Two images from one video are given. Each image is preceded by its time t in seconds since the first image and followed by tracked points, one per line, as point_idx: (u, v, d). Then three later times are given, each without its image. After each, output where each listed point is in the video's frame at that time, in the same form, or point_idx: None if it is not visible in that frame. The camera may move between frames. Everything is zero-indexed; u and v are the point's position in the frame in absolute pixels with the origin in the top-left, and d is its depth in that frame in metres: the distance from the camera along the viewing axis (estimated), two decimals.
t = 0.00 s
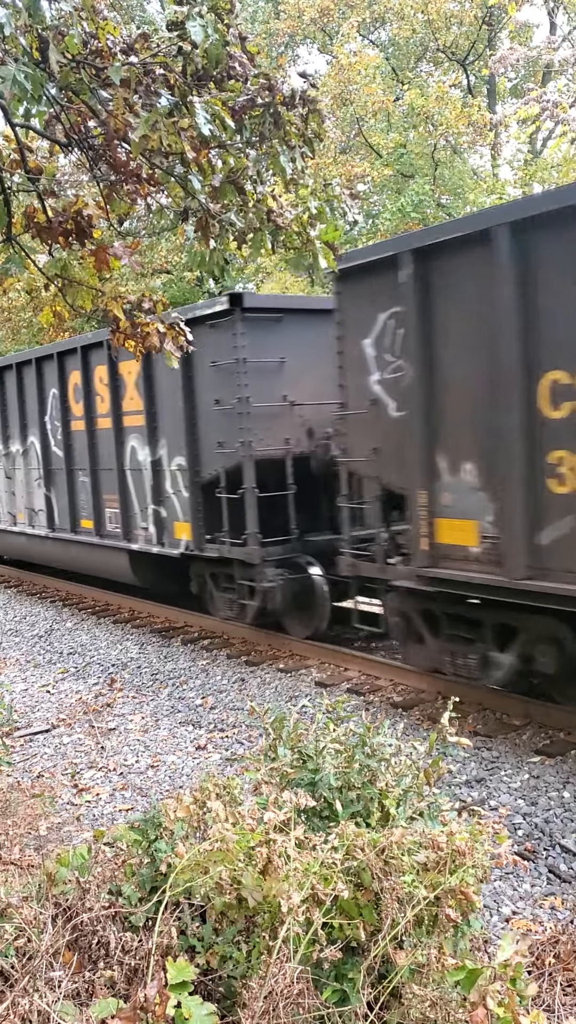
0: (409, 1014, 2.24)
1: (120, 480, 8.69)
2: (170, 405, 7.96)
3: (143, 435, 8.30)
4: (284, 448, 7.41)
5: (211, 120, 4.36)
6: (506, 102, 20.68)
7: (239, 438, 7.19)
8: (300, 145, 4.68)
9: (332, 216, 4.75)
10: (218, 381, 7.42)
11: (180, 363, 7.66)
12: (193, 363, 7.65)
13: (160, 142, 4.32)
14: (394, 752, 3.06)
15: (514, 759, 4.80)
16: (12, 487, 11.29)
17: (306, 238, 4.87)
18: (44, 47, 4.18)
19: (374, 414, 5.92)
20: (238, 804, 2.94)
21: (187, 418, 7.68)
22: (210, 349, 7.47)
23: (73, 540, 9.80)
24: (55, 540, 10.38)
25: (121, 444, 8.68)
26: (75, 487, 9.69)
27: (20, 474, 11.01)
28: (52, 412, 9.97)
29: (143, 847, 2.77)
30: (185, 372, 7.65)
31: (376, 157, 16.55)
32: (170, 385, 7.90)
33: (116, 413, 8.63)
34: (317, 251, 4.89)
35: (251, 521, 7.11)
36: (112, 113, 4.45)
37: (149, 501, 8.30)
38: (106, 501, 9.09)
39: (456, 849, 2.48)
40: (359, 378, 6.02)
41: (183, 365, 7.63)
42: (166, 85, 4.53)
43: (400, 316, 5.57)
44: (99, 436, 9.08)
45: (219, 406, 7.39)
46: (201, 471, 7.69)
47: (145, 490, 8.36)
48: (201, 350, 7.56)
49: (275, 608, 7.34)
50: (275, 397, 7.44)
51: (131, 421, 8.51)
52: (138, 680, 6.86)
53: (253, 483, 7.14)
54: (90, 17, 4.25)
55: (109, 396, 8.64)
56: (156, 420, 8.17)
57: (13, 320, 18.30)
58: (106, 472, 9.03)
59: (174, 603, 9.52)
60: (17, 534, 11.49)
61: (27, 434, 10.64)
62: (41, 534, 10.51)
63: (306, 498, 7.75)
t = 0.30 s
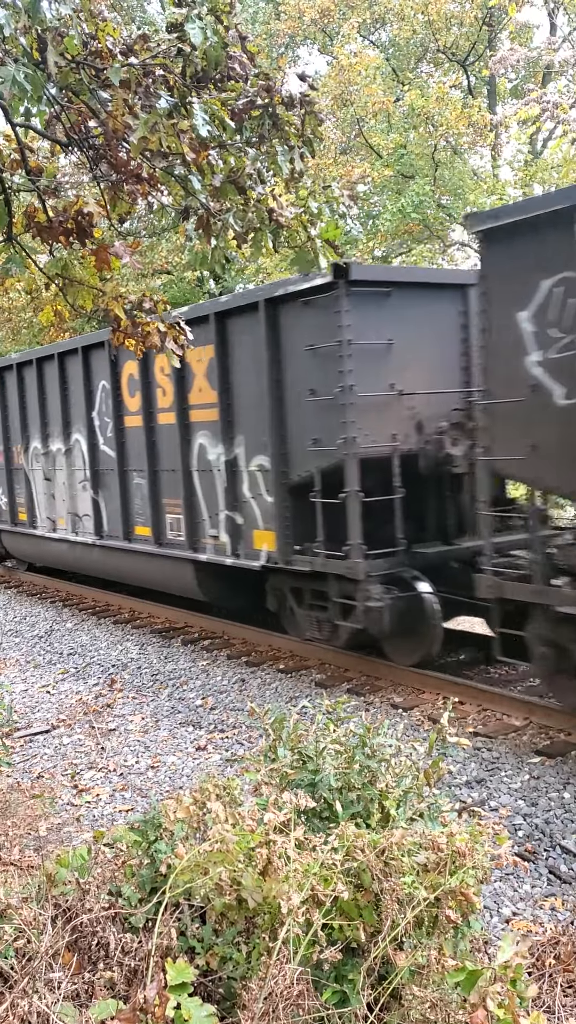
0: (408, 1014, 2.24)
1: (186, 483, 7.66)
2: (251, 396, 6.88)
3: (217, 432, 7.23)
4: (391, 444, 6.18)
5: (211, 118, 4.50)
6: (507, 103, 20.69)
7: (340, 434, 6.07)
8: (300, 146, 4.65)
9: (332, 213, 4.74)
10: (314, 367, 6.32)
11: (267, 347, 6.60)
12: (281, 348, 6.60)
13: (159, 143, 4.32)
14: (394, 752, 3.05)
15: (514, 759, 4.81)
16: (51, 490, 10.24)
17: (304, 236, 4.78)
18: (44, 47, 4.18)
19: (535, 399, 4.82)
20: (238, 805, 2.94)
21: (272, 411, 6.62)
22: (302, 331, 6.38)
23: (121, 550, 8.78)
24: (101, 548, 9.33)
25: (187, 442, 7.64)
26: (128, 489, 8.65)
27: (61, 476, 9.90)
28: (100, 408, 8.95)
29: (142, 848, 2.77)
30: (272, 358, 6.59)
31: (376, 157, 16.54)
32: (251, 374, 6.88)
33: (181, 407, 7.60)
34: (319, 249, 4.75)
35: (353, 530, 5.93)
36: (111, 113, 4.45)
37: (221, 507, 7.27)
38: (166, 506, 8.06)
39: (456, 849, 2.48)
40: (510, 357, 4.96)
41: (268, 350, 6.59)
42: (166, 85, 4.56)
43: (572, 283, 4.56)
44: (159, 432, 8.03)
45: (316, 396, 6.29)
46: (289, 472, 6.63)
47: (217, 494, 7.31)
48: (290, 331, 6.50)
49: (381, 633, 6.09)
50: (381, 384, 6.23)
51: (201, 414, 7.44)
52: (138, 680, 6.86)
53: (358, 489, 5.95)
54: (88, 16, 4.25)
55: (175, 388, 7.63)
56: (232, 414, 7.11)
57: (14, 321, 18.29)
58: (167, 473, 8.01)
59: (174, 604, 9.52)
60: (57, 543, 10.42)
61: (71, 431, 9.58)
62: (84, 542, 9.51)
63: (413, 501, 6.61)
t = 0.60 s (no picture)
0: (409, 1015, 2.23)
1: (268, 488, 6.48)
2: (354, 387, 5.70)
3: (315, 427, 6.03)
4: (542, 441, 4.81)
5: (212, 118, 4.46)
6: (507, 103, 20.67)
7: (482, 427, 4.77)
8: (301, 144, 4.56)
9: (331, 213, 4.59)
10: (445, 347, 5.00)
11: (384, 323, 5.31)
12: (401, 326, 5.31)
13: (160, 142, 4.31)
14: (395, 753, 3.05)
15: (514, 759, 4.81)
16: (96, 493, 9.03)
17: (307, 237, 4.75)
18: (45, 47, 4.18)
19: None
20: (239, 806, 2.93)
21: (390, 400, 5.33)
22: (449, 294, 4.93)
23: (183, 559, 7.59)
24: (158, 557, 8.16)
25: (272, 440, 6.46)
26: (194, 493, 7.46)
27: (112, 478, 8.67)
28: (159, 401, 7.76)
29: (143, 849, 2.77)
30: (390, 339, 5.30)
31: (377, 158, 16.53)
32: (358, 359, 5.65)
33: (265, 395, 6.42)
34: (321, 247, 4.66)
35: (495, 552, 4.70)
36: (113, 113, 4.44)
37: (315, 515, 6.12)
38: (240, 514, 6.90)
39: (457, 850, 2.48)
40: None
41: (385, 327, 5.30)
42: (168, 84, 4.55)
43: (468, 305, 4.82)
44: (236, 428, 6.86)
45: (446, 383, 5.00)
46: (408, 476, 5.36)
47: (310, 499, 6.16)
48: (411, 304, 5.22)
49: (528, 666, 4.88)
50: (530, 366, 4.80)
51: (294, 407, 6.24)
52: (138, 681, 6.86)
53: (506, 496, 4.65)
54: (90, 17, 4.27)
55: (258, 376, 6.45)
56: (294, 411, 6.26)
57: (14, 320, 18.30)
58: (242, 475, 6.84)
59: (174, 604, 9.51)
60: (100, 550, 9.27)
61: (124, 427, 8.36)
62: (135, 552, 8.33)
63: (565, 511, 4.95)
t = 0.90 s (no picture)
0: (409, 1015, 2.23)
1: (383, 489, 5.55)
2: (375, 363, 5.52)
3: (448, 419, 5.07)
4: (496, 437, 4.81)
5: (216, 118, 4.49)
6: (507, 103, 20.66)
7: None
8: (304, 142, 4.62)
9: (330, 214, 4.51)
10: None
11: (555, 292, 4.36)
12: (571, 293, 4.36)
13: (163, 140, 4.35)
14: (395, 753, 3.04)
15: (515, 759, 4.81)
16: (154, 497, 8.05)
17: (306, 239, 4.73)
18: (47, 47, 4.17)
19: None
20: (239, 806, 2.93)
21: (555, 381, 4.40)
22: None
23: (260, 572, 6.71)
24: (233, 570, 7.19)
25: (387, 434, 5.53)
26: (280, 495, 6.53)
27: (175, 479, 7.69)
28: (236, 394, 6.83)
29: (143, 849, 2.77)
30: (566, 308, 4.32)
31: (378, 158, 16.54)
32: (511, 336, 4.70)
33: (382, 383, 5.48)
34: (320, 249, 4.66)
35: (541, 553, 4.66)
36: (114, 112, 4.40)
37: (443, 522, 5.20)
38: (341, 521, 5.98)
39: (457, 851, 2.48)
40: None
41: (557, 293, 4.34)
42: (170, 84, 4.55)
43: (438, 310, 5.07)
44: (337, 421, 5.95)
45: None
46: None
47: (440, 503, 5.21)
48: None
49: None
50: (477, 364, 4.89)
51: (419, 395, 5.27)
52: (139, 680, 6.87)
53: None
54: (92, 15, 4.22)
55: (371, 359, 5.51)
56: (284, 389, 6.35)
57: (15, 320, 18.31)
58: (346, 475, 5.93)
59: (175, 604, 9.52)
60: (157, 560, 8.30)
61: (194, 421, 7.39)
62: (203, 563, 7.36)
63: None
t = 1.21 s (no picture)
0: (409, 1015, 2.23)
1: (542, 490, 4.52)
2: (292, 372, 6.31)
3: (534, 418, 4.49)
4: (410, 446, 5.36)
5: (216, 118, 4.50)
6: (507, 103, 20.62)
7: None
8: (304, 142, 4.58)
9: (333, 214, 4.67)
10: None
11: None
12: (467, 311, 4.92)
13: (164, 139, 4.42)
14: (395, 753, 3.04)
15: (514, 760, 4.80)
16: (227, 501, 7.10)
17: (308, 237, 4.71)
18: (47, 46, 4.17)
19: None
20: (239, 806, 2.93)
21: None
22: None
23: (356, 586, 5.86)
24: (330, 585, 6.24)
25: (550, 427, 4.47)
26: (395, 497, 5.54)
27: (255, 479, 6.78)
28: (338, 381, 5.86)
29: (143, 849, 2.77)
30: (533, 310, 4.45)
31: (378, 158, 16.54)
32: None
33: (543, 360, 4.45)
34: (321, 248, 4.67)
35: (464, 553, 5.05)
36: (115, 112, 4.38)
37: None
38: (480, 530, 4.96)
39: (456, 850, 2.48)
40: None
41: None
42: (170, 83, 4.54)
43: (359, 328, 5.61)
44: (478, 410, 4.90)
45: None
46: None
47: None
48: None
49: None
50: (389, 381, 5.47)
51: None
52: (138, 681, 6.87)
53: None
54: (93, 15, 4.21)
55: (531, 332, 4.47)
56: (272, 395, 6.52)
57: (15, 320, 18.32)
58: (496, 474, 4.84)
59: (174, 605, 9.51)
60: (230, 570, 7.37)
61: (282, 413, 6.43)
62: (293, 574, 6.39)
63: None
